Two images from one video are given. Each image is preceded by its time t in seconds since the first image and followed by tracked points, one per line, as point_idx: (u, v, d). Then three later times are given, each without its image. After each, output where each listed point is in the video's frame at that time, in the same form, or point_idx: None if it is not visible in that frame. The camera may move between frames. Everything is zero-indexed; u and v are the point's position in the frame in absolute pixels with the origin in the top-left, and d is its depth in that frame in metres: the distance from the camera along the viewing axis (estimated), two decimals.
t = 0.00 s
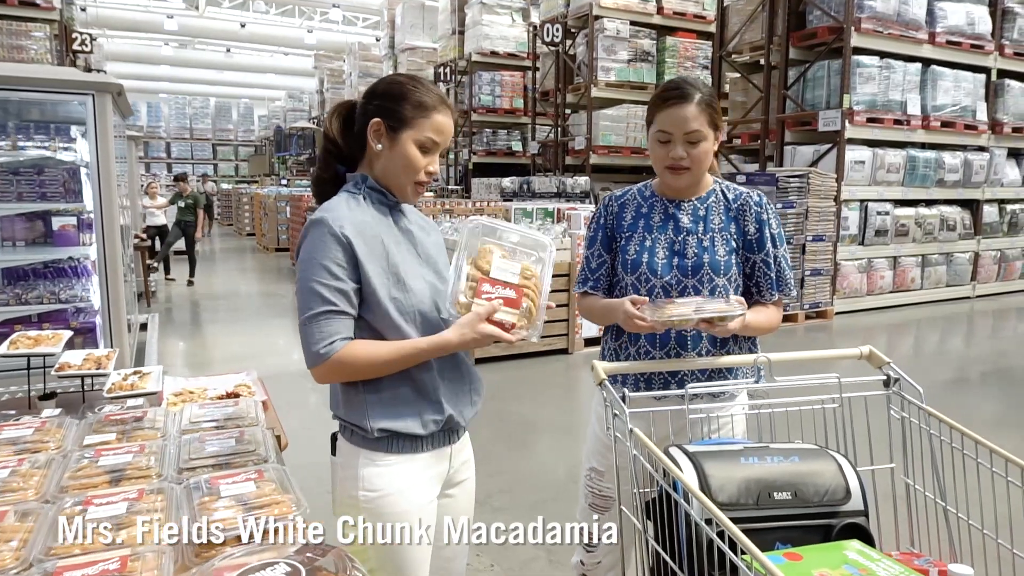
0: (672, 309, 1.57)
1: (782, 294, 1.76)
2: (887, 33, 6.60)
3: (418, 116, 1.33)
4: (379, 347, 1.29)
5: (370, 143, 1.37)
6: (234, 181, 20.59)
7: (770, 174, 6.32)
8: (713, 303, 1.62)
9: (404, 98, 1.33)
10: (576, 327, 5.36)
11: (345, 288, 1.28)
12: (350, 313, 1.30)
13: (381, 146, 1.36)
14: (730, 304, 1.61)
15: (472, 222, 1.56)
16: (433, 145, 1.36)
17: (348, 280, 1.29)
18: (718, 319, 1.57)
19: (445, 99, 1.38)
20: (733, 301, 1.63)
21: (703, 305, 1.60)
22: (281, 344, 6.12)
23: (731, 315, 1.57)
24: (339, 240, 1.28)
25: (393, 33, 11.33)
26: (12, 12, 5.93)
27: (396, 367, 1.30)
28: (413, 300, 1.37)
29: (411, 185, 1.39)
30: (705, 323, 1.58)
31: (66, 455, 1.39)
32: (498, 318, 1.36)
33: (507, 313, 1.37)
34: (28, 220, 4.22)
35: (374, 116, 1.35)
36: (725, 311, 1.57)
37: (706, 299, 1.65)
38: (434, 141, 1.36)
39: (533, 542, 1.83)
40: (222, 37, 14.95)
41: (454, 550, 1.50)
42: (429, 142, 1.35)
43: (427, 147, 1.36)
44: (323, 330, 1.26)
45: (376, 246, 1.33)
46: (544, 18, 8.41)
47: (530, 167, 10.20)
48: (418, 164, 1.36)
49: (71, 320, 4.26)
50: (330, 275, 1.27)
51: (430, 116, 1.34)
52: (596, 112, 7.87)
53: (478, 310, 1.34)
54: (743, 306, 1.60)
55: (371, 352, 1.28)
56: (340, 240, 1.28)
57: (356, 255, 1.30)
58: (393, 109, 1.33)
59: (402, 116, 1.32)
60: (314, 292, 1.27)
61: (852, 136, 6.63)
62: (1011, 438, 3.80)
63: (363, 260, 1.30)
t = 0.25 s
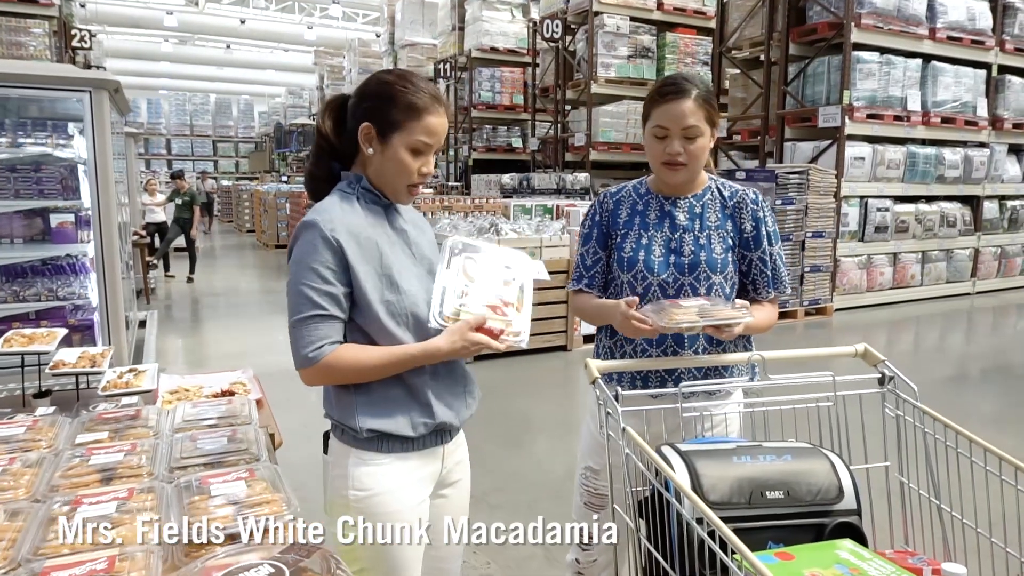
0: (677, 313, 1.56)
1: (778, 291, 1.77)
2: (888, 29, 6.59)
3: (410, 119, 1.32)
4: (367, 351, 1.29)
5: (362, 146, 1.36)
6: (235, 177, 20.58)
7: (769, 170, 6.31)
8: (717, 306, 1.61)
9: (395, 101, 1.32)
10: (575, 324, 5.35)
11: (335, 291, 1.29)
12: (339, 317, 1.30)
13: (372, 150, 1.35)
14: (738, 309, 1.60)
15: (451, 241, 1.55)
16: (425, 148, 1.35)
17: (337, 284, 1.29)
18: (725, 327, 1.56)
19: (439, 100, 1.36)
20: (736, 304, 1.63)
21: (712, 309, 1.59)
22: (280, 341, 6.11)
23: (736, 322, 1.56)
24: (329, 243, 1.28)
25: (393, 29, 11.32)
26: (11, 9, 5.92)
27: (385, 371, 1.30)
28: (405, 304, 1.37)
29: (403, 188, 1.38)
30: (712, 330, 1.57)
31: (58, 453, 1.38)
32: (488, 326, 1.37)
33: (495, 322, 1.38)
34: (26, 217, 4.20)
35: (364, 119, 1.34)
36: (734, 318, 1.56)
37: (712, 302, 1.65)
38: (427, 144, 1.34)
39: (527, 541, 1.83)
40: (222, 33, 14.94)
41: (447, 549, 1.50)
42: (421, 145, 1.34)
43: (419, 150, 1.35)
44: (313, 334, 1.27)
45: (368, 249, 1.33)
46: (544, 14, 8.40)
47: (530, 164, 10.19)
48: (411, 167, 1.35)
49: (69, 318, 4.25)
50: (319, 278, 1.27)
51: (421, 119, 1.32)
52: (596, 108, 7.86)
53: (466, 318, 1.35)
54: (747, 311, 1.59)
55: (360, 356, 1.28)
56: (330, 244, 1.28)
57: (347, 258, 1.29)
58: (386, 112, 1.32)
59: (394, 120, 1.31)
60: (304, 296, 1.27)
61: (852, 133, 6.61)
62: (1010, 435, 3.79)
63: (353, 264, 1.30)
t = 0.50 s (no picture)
0: (690, 311, 1.51)
1: (773, 290, 1.76)
2: (888, 25, 6.57)
3: (409, 127, 1.31)
4: (358, 355, 1.29)
5: (356, 150, 1.35)
6: (235, 175, 20.57)
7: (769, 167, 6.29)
8: (727, 308, 1.57)
9: (393, 107, 1.30)
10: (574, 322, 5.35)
11: (325, 295, 1.28)
12: (329, 320, 1.30)
13: (368, 155, 1.34)
14: (746, 313, 1.57)
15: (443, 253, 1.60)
16: (422, 156, 1.35)
17: (328, 288, 1.28)
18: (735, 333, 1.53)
19: (435, 104, 1.35)
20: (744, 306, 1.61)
21: (720, 307, 1.56)
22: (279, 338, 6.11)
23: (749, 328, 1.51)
24: (320, 246, 1.27)
25: (393, 26, 11.30)
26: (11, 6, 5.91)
27: (376, 374, 1.31)
28: (396, 307, 1.37)
29: (398, 193, 1.38)
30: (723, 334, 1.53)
31: (49, 452, 1.38)
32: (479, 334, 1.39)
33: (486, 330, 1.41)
34: (24, 215, 4.21)
35: (360, 124, 1.33)
36: (744, 323, 1.51)
37: (716, 297, 1.62)
38: (423, 152, 1.34)
39: (521, 539, 1.82)
40: (222, 30, 14.91)
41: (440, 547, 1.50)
42: (418, 153, 1.33)
43: (415, 157, 1.34)
44: (303, 338, 1.27)
45: (359, 253, 1.32)
46: (544, 11, 8.38)
47: (530, 161, 10.17)
48: (407, 173, 1.35)
49: (68, 315, 4.23)
50: (310, 281, 1.26)
51: (420, 129, 1.32)
52: (596, 105, 7.84)
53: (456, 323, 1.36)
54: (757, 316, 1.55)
55: (350, 360, 1.28)
56: (322, 249, 1.27)
57: (338, 261, 1.29)
58: (384, 118, 1.30)
59: (392, 126, 1.30)
60: (294, 300, 1.26)
61: (852, 129, 6.60)
62: (1008, 432, 3.79)
63: (344, 267, 1.29)
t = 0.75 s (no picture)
0: (699, 329, 1.52)
1: (767, 290, 1.75)
2: (889, 22, 6.55)
3: (403, 129, 1.30)
4: (350, 357, 1.29)
5: (350, 150, 1.34)
6: (236, 172, 20.56)
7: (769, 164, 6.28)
8: (729, 319, 1.58)
9: (387, 108, 1.29)
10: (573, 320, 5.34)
11: (317, 296, 1.27)
12: (321, 321, 1.29)
13: (361, 156, 1.34)
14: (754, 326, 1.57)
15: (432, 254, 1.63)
16: (415, 157, 1.34)
17: (320, 289, 1.28)
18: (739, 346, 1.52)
19: (431, 106, 1.34)
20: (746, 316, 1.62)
21: (722, 319, 1.58)
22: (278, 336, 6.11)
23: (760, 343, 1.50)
24: (313, 248, 1.26)
25: (394, 24, 11.30)
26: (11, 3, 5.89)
27: (368, 375, 1.30)
28: (388, 308, 1.36)
29: (390, 193, 1.37)
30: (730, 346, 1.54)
31: (39, 451, 1.38)
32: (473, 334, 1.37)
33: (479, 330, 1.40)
34: (21, 212, 4.24)
35: (354, 124, 1.32)
36: (755, 339, 1.50)
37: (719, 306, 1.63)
38: (416, 154, 1.33)
39: (515, 539, 1.82)
40: (223, 28, 14.91)
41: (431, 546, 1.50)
42: (411, 154, 1.33)
43: (408, 158, 1.34)
44: (294, 339, 1.26)
45: (352, 254, 1.31)
46: (544, 8, 8.37)
47: (530, 159, 10.16)
48: (400, 173, 1.35)
49: (65, 313, 4.19)
50: (302, 283, 1.26)
51: (415, 129, 1.31)
52: (596, 103, 7.83)
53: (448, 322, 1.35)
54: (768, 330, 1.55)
55: (341, 361, 1.28)
56: (314, 250, 1.26)
57: (331, 263, 1.28)
58: (378, 118, 1.29)
59: (385, 128, 1.30)
60: (286, 300, 1.26)
61: (852, 127, 6.58)
62: (1007, 430, 3.78)
63: (337, 268, 1.28)
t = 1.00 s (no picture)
0: (693, 321, 1.51)
1: (763, 288, 1.74)
2: (891, 21, 6.54)
3: (395, 125, 1.30)
4: (341, 359, 1.29)
5: (342, 148, 1.34)
6: (239, 172, 20.56)
7: (770, 163, 6.27)
8: (725, 313, 1.58)
9: (378, 104, 1.29)
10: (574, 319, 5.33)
11: (308, 298, 1.27)
12: (311, 323, 1.29)
13: (352, 153, 1.33)
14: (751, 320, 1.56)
15: (438, 260, 1.68)
16: (406, 154, 1.33)
17: (311, 291, 1.27)
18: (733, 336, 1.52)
19: (423, 104, 1.34)
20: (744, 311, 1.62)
21: (719, 314, 1.56)
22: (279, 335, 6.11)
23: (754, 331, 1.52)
24: (304, 249, 1.26)
25: (396, 23, 11.31)
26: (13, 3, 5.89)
27: (359, 376, 1.30)
28: (380, 310, 1.36)
29: (382, 190, 1.37)
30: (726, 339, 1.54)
31: (31, 450, 1.38)
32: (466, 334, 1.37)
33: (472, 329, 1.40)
34: (21, 211, 4.26)
35: (345, 122, 1.31)
36: (747, 329, 1.51)
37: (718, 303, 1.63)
38: (409, 151, 1.33)
39: (510, 540, 1.81)
40: (226, 27, 14.92)
41: (424, 547, 1.50)
42: (403, 152, 1.33)
43: (401, 155, 1.34)
44: (285, 341, 1.26)
45: (343, 255, 1.31)
46: (546, 7, 8.36)
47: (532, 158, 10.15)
48: (392, 171, 1.35)
49: (66, 312, 4.17)
50: (293, 284, 1.25)
51: (408, 126, 1.30)
52: (597, 102, 7.82)
53: (440, 322, 1.35)
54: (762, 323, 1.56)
55: (332, 363, 1.28)
56: (305, 251, 1.26)
57: (322, 265, 1.28)
58: (370, 116, 1.29)
59: (376, 124, 1.29)
60: (276, 302, 1.25)
61: (853, 126, 6.57)
62: (1007, 430, 3.76)
63: (328, 270, 1.28)
